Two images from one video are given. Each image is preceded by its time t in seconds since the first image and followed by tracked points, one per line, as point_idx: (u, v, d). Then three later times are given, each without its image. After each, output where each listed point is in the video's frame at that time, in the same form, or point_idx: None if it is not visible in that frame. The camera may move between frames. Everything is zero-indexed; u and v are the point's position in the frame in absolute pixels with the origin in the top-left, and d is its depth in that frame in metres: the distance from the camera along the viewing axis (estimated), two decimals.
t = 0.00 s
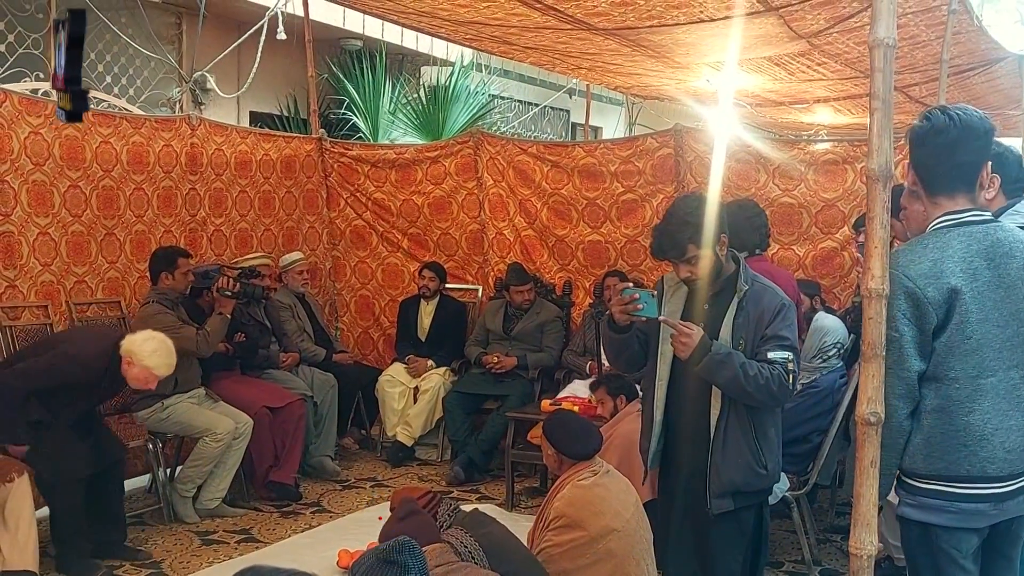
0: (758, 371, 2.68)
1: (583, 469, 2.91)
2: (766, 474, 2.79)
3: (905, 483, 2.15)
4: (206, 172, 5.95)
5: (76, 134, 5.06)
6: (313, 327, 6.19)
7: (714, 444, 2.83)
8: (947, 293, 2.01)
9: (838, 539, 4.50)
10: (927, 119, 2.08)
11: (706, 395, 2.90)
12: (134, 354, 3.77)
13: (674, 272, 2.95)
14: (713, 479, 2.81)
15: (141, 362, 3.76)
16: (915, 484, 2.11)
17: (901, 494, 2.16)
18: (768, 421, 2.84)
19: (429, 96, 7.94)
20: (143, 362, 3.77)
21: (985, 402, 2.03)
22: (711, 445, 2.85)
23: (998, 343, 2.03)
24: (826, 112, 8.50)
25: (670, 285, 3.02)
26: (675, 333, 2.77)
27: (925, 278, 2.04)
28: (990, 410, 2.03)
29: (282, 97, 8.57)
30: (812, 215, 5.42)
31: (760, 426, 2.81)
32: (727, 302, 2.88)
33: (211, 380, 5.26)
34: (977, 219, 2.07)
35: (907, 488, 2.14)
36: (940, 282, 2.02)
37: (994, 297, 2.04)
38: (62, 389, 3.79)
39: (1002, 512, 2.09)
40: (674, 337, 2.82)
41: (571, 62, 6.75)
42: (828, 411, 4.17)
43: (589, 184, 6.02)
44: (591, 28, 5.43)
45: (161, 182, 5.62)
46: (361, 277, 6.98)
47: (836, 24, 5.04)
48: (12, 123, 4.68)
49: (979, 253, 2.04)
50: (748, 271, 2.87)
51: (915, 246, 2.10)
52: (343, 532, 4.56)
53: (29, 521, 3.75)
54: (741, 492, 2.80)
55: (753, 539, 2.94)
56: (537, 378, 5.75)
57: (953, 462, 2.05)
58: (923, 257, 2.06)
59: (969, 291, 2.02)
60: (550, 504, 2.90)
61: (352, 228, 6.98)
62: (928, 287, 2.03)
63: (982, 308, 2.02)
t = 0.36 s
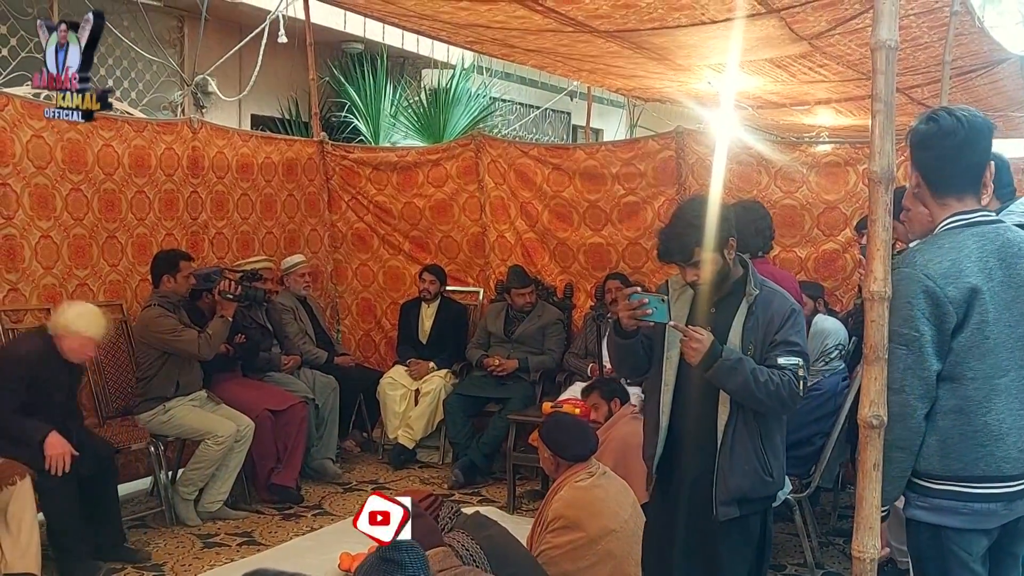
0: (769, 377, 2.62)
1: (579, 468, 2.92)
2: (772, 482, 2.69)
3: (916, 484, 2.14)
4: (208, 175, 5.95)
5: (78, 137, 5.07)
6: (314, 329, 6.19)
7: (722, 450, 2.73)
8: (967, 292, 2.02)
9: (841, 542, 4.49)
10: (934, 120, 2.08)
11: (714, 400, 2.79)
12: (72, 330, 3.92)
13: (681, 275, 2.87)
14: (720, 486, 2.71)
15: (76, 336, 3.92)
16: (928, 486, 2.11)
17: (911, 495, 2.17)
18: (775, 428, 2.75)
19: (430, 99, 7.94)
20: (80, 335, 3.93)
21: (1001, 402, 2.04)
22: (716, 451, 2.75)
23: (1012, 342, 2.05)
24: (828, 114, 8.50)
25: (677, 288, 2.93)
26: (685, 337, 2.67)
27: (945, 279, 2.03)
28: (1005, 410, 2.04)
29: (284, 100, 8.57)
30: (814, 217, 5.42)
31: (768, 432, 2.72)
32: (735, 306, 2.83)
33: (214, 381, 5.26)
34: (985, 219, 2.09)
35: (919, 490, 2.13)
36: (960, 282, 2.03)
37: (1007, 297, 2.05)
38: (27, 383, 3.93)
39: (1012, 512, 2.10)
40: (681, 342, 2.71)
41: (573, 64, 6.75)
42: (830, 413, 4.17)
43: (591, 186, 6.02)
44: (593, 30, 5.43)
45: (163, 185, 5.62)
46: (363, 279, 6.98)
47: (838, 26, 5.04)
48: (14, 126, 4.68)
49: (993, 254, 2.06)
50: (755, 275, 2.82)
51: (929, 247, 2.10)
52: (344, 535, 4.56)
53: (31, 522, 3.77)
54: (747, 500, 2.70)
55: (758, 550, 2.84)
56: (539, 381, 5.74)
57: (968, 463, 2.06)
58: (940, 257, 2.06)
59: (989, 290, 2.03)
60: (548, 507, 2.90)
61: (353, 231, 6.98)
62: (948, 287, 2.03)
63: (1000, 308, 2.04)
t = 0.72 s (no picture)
0: (775, 381, 2.59)
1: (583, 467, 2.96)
2: (781, 484, 2.65)
3: (924, 482, 2.13)
4: (210, 177, 5.95)
5: (80, 139, 5.07)
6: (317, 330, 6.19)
7: (730, 453, 2.68)
8: (982, 290, 2.02)
9: (844, 543, 4.49)
10: (948, 119, 2.07)
11: (721, 402, 2.74)
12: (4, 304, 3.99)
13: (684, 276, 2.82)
14: (729, 489, 2.67)
15: (20, 309, 4.01)
16: (937, 485, 2.10)
17: (918, 493, 2.15)
18: (782, 430, 2.71)
19: (432, 100, 7.94)
20: (14, 307, 4.00)
21: (1013, 400, 2.04)
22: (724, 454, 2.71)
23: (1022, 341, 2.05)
24: (830, 114, 8.50)
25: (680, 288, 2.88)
26: (692, 341, 2.64)
27: (961, 276, 2.03)
28: (1017, 409, 2.04)
29: (286, 101, 8.57)
30: (816, 218, 5.42)
31: (776, 434, 2.68)
32: (740, 307, 2.80)
33: (217, 381, 5.26)
34: (995, 219, 2.09)
35: (927, 489, 2.12)
36: (975, 279, 2.02)
37: (1019, 296, 2.05)
38: None
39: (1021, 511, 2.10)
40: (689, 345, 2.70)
41: (574, 65, 6.75)
42: (833, 414, 4.17)
43: (592, 187, 6.03)
44: (595, 31, 5.43)
45: (166, 186, 5.62)
46: (365, 281, 6.98)
47: (840, 26, 5.04)
48: (17, 128, 4.68)
49: (1005, 252, 2.06)
50: (760, 277, 2.80)
51: (941, 244, 2.09)
52: (346, 537, 4.55)
53: (35, 523, 3.77)
54: (756, 503, 2.66)
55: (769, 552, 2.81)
56: (541, 382, 5.73)
57: (979, 462, 2.05)
58: (953, 254, 2.05)
59: (1004, 288, 2.04)
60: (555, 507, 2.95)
61: (356, 232, 6.99)
62: (964, 284, 2.02)
63: (1016, 306, 2.05)
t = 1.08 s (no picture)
0: (773, 382, 2.54)
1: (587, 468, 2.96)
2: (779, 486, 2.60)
3: (928, 483, 2.11)
4: (210, 178, 5.95)
5: (80, 141, 5.07)
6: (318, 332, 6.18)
7: (727, 456, 2.62)
8: (988, 289, 2.01)
9: (845, 544, 4.48)
10: (957, 119, 2.06)
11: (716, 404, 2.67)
12: None
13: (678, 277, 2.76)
14: (727, 493, 2.60)
15: (14, 306, 4.04)
16: (941, 485, 2.09)
17: (921, 493, 2.13)
18: (780, 432, 2.65)
19: (433, 102, 7.94)
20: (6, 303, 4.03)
21: (1018, 399, 2.03)
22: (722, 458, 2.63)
23: None
24: (831, 116, 8.50)
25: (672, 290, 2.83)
26: (687, 342, 2.59)
27: (968, 276, 2.01)
28: (1021, 409, 2.03)
29: (287, 103, 8.58)
30: (817, 219, 5.41)
31: (773, 436, 2.63)
32: (735, 308, 2.75)
33: (217, 383, 5.25)
34: (998, 220, 2.07)
35: (931, 489, 2.11)
36: (981, 279, 2.01)
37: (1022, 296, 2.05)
38: None
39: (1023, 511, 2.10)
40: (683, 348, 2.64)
41: (575, 67, 6.75)
42: (834, 415, 4.16)
43: (593, 188, 6.02)
44: (596, 33, 5.43)
45: (166, 188, 5.62)
46: (366, 282, 6.98)
47: (840, 27, 5.04)
48: (17, 129, 4.69)
49: (1009, 253, 2.05)
50: (756, 278, 2.75)
51: (945, 244, 2.07)
52: (346, 538, 4.55)
53: (34, 524, 3.77)
54: (754, 507, 2.59)
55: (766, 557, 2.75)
56: (542, 383, 5.73)
57: (984, 461, 2.04)
58: (958, 253, 2.04)
59: (1009, 287, 2.03)
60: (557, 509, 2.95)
61: (356, 233, 6.98)
62: (970, 284, 2.01)
63: (1020, 306, 2.04)
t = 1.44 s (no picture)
0: (757, 386, 2.49)
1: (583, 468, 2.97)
2: (765, 492, 2.55)
3: (933, 484, 2.11)
4: (214, 180, 5.96)
5: (84, 142, 5.08)
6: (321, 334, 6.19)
7: (712, 462, 2.58)
8: (995, 291, 2.01)
9: (847, 546, 4.48)
10: (966, 121, 2.06)
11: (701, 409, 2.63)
12: None
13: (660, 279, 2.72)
14: (711, 500, 2.55)
15: (11, 304, 4.05)
16: (946, 487, 2.09)
17: (926, 495, 2.13)
18: (763, 436, 2.62)
19: (435, 104, 7.95)
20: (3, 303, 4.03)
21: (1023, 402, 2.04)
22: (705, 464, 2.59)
23: None
24: (833, 117, 8.50)
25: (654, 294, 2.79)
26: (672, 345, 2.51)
27: (975, 277, 2.01)
28: None
29: (290, 106, 8.60)
30: (819, 221, 5.41)
31: (757, 441, 2.59)
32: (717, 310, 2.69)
33: (220, 385, 5.25)
34: (1003, 222, 2.08)
35: (936, 491, 2.11)
36: (988, 280, 2.01)
37: None
38: None
39: None
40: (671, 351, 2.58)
41: (578, 69, 6.75)
42: (836, 417, 4.16)
43: (596, 191, 6.03)
44: (598, 35, 5.44)
45: (169, 190, 5.63)
46: (369, 284, 6.99)
47: (843, 29, 5.04)
48: (21, 131, 4.70)
49: (1015, 255, 2.05)
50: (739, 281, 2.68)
51: (953, 245, 2.07)
52: (349, 540, 4.56)
53: (38, 526, 3.78)
54: (739, 513, 2.55)
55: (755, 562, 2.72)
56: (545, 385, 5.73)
57: (990, 463, 2.05)
58: (967, 255, 2.03)
59: (1015, 288, 2.03)
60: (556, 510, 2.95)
61: (359, 235, 6.99)
62: (977, 286, 2.01)
63: None
